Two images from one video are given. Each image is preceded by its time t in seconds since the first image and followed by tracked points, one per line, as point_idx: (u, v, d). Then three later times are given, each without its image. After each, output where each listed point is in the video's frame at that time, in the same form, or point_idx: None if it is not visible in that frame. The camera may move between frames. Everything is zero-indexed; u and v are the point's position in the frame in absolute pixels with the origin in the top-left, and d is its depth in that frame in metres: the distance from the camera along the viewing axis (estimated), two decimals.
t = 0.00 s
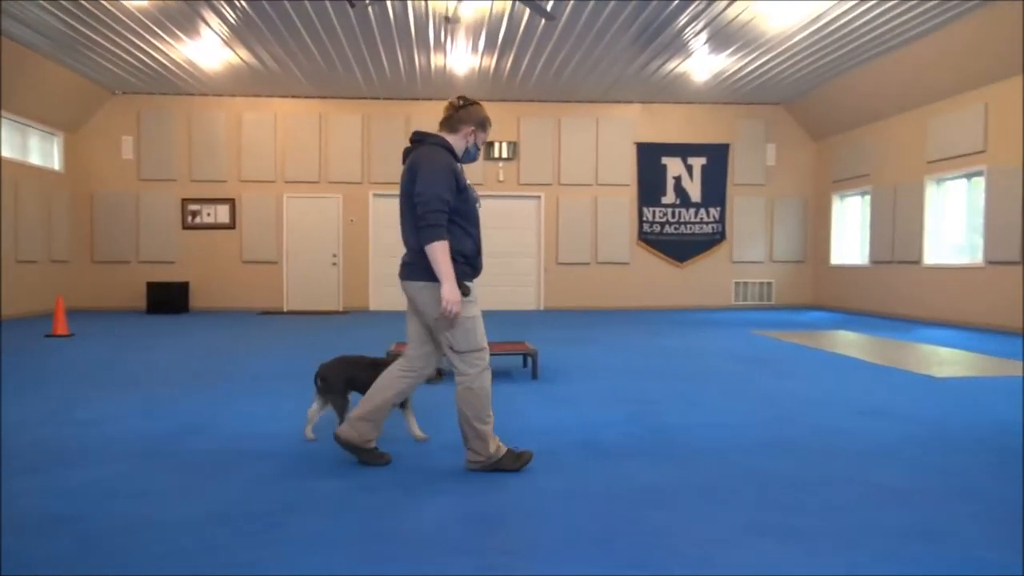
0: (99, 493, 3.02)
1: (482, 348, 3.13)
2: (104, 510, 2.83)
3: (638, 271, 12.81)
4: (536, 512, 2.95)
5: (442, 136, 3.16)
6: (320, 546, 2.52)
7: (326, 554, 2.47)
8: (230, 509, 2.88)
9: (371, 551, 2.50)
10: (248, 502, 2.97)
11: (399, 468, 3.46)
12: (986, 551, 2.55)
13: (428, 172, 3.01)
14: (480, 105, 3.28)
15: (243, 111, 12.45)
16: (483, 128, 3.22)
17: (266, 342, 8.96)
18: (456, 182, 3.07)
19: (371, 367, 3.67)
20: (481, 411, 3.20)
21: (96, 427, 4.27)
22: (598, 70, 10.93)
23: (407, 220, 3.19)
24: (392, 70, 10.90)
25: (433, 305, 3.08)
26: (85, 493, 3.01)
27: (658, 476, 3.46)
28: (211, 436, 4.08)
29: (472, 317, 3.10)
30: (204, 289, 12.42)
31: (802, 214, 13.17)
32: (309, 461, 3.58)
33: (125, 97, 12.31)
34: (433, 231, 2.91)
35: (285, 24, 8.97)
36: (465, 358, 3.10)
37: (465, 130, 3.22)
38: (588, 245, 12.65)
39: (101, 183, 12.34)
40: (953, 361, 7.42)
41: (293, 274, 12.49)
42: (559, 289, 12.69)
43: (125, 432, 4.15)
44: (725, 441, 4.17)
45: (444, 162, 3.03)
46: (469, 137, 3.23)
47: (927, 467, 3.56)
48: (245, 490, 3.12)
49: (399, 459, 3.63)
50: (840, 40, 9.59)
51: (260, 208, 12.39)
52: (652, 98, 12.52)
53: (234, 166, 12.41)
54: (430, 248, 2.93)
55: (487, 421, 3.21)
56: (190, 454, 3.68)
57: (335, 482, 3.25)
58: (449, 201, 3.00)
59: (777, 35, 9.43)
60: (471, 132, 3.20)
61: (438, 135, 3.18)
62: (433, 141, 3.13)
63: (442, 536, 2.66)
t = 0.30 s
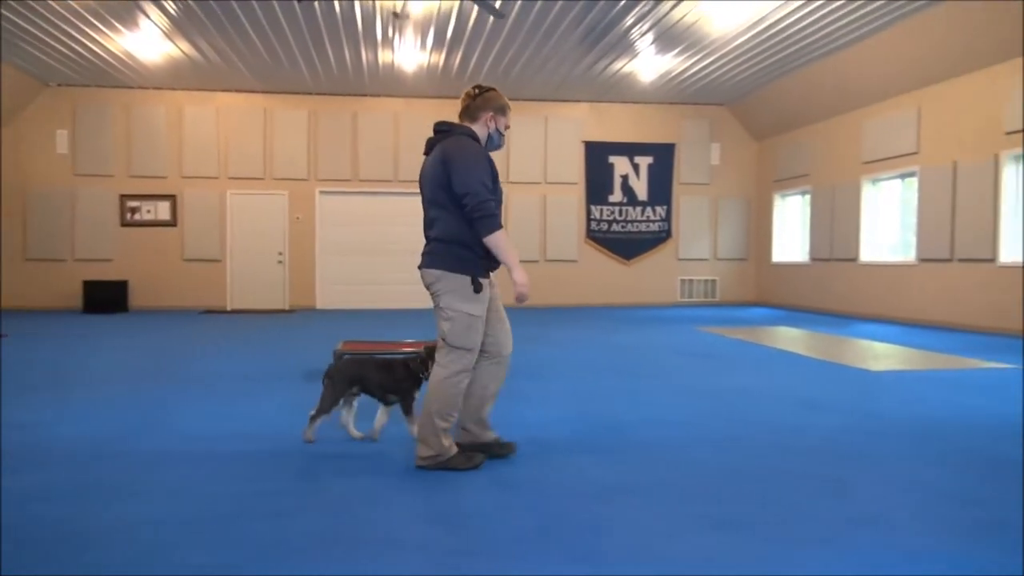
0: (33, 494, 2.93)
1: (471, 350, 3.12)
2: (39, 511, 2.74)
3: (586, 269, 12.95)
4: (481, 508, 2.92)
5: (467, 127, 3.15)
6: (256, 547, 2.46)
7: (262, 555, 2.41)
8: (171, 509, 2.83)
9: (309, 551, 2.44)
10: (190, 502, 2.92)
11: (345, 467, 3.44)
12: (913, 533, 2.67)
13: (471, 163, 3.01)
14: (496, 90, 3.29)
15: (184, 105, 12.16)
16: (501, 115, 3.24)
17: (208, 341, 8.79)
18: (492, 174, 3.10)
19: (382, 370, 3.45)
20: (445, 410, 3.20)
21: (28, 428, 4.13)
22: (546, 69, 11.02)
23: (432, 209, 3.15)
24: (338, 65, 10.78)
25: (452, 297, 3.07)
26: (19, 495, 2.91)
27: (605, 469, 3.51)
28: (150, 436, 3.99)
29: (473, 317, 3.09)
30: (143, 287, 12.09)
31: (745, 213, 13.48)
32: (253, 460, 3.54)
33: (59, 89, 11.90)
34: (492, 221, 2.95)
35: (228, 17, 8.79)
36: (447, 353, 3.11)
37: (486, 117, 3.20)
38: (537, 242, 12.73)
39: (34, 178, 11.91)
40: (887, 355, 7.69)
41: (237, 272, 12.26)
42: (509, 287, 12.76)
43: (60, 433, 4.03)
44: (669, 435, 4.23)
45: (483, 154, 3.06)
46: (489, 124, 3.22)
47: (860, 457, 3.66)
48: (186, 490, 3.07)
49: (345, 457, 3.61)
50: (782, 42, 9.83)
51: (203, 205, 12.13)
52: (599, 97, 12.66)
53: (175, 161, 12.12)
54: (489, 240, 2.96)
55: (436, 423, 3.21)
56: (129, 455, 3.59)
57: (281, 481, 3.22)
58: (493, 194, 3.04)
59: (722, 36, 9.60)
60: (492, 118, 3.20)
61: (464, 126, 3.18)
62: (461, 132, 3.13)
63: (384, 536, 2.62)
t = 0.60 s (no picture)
0: None
1: (476, 354, 3.15)
2: None
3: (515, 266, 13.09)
4: (410, 506, 2.91)
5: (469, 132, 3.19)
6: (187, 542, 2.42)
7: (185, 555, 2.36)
8: (88, 513, 2.73)
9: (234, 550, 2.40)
10: (108, 506, 2.82)
11: (270, 466, 3.40)
12: (822, 518, 2.82)
13: (480, 170, 3.07)
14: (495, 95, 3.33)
15: (98, 96, 11.66)
16: (501, 117, 3.28)
17: (124, 341, 8.48)
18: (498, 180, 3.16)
19: (375, 369, 3.57)
20: (429, 402, 3.20)
21: None
22: (476, 66, 11.04)
23: (440, 214, 3.19)
24: (263, 59, 10.55)
25: (463, 300, 3.10)
26: None
27: (532, 462, 3.56)
28: (63, 438, 3.84)
29: (482, 322, 3.13)
30: (54, 286, 11.55)
31: (669, 212, 13.85)
32: (173, 460, 3.44)
33: None
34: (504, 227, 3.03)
35: (145, 6, 8.48)
36: (451, 354, 3.13)
37: (487, 121, 3.25)
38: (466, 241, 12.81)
39: None
40: (803, 350, 8.03)
41: (156, 270, 11.86)
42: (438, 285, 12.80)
43: None
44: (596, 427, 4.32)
45: (491, 160, 3.11)
46: (491, 127, 3.26)
47: (776, 447, 3.82)
48: (104, 493, 2.96)
49: (270, 456, 3.55)
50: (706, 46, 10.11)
51: (119, 200, 11.68)
52: (529, 96, 12.78)
53: (88, 155, 11.61)
54: (503, 247, 3.03)
55: (410, 413, 3.17)
56: (40, 458, 3.44)
57: (204, 482, 3.15)
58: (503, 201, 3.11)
59: (648, 40, 9.81)
60: (492, 121, 3.24)
61: (469, 132, 3.22)
62: (465, 139, 3.18)
63: (310, 535, 2.59)
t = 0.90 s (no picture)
0: None
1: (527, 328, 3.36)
2: None
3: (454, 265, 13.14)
4: (346, 506, 2.89)
5: (479, 129, 3.39)
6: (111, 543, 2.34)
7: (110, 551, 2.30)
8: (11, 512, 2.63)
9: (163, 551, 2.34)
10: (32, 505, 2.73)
11: (204, 465, 3.34)
12: (748, 509, 2.92)
13: (482, 164, 3.24)
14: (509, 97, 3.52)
15: (16, 86, 11.14)
16: (512, 120, 3.46)
17: (46, 341, 8.16)
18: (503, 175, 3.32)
19: (378, 369, 3.65)
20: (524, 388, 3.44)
21: None
22: (414, 64, 10.98)
23: (445, 207, 3.40)
24: (194, 52, 10.27)
25: (485, 292, 3.29)
26: None
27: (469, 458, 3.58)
28: None
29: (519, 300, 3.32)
30: None
31: (606, 212, 14.07)
32: (102, 460, 3.35)
33: None
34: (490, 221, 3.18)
35: None
36: (509, 342, 3.33)
37: (497, 122, 3.44)
38: (405, 240, 12.78)
39: None
40: (735, 346, 8.29)
41: (80, 268, 11.42)
42: (376, 283, 12.73)
43: None
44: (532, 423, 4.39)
45: (493, 156, 3.27)
46: (501, 128, 3.46)
47: (705, 442, 3.92)
48: (28, 492, 2.86)
49: (204, 455, 3.49)
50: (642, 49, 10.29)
51: (41, 196, 11.20)
52: (467, 94, 12.81)
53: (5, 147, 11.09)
54: (488, 238, 3.19)
55: (525, 400, 3.45)
56: None
57: (134, 480, 3.07)
58: (500, 195, 3.27)
59: (585, 40, 9.93)
60: (505, 123, 3.43)
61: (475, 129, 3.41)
62: (471, 134, 3.36)
63: (243, 536, 2.54)
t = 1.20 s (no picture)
0: None
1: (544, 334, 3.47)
2: None
3: (406, 265, 13.09)
4: (299, 510, 2.82)
5: (508, 134, 3.47)
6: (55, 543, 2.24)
7: (52, 553, 2.20)
8: None
9: (107, 553, 2.25)
10: None
11: (147, 465, 3.26)
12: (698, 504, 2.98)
13: (513, 169, 3.31)
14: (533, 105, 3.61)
15: None
16: (537, 126, 3.55)
17: None
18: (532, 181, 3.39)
19: (392, 364, 3.62)
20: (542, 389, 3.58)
21: None
22: (365, 62, 10.88)
23: (475, 210, 3.45)
24: (137, 47, 9.98)
25: (513, 294, 3.32)
26: None
27: (423, 458, 3.57)
28: None
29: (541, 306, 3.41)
30: None
31: (558, 211, 14.19)
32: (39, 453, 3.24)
33: None
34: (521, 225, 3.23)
35: None
36: (529, 345, 3.43)
37: (524, 127, 3.52)
38: (356, 238, 12.67)
39: None
40: (685, 343, 8.44)
41: (15, 268, 10.98)
42: (327, 283, 12.60)
43: None
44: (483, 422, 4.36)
45: (523, 162, 3.35)
46: (528, 133, 3.54)
47: (657, 438, 3.96)
48: None
49: (148, 457, 3.40)
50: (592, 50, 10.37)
51: None
52: (418, 92, 12.75)
53: None
54: (517, 241, 3.24)
55: (544, 402, 3.59)
56: None
57: (74, 476, 2.97)
58: (530, 200, 3.33)
59: (536, 40, 9.97)
60: (532, 129, 3.51)
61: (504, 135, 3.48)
62: (501, 140, 3.44)
63: (192, 541, 2.45)
